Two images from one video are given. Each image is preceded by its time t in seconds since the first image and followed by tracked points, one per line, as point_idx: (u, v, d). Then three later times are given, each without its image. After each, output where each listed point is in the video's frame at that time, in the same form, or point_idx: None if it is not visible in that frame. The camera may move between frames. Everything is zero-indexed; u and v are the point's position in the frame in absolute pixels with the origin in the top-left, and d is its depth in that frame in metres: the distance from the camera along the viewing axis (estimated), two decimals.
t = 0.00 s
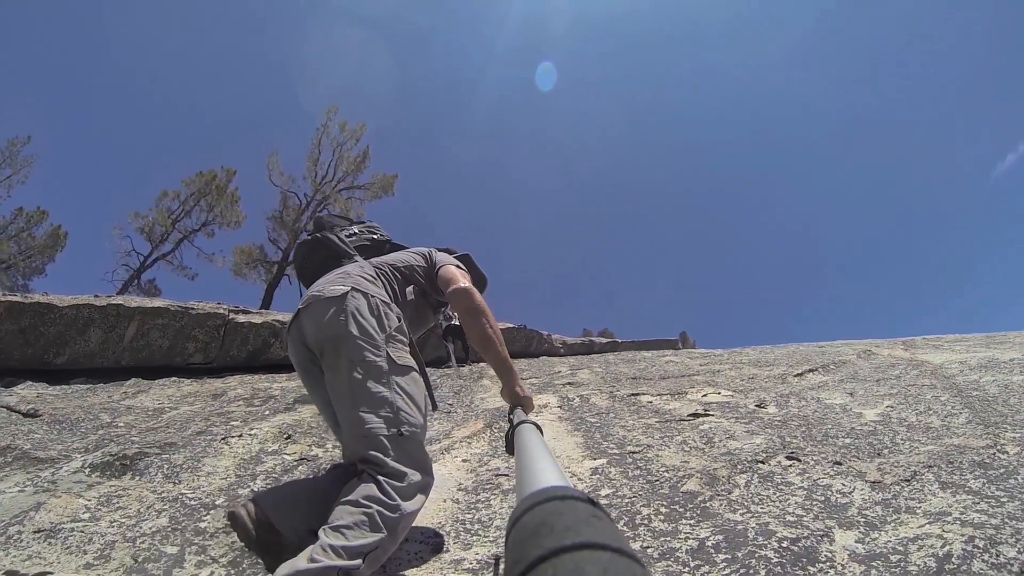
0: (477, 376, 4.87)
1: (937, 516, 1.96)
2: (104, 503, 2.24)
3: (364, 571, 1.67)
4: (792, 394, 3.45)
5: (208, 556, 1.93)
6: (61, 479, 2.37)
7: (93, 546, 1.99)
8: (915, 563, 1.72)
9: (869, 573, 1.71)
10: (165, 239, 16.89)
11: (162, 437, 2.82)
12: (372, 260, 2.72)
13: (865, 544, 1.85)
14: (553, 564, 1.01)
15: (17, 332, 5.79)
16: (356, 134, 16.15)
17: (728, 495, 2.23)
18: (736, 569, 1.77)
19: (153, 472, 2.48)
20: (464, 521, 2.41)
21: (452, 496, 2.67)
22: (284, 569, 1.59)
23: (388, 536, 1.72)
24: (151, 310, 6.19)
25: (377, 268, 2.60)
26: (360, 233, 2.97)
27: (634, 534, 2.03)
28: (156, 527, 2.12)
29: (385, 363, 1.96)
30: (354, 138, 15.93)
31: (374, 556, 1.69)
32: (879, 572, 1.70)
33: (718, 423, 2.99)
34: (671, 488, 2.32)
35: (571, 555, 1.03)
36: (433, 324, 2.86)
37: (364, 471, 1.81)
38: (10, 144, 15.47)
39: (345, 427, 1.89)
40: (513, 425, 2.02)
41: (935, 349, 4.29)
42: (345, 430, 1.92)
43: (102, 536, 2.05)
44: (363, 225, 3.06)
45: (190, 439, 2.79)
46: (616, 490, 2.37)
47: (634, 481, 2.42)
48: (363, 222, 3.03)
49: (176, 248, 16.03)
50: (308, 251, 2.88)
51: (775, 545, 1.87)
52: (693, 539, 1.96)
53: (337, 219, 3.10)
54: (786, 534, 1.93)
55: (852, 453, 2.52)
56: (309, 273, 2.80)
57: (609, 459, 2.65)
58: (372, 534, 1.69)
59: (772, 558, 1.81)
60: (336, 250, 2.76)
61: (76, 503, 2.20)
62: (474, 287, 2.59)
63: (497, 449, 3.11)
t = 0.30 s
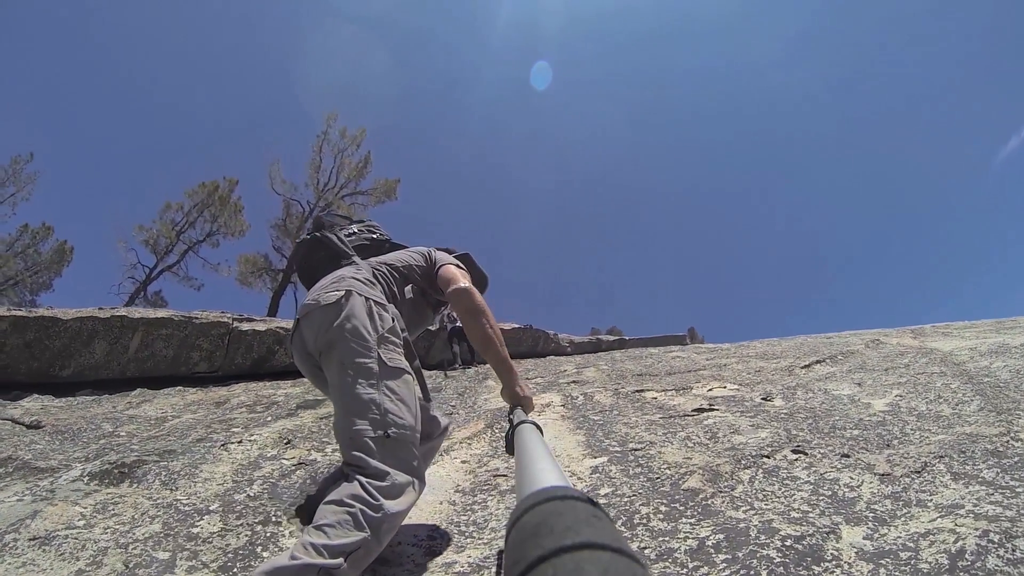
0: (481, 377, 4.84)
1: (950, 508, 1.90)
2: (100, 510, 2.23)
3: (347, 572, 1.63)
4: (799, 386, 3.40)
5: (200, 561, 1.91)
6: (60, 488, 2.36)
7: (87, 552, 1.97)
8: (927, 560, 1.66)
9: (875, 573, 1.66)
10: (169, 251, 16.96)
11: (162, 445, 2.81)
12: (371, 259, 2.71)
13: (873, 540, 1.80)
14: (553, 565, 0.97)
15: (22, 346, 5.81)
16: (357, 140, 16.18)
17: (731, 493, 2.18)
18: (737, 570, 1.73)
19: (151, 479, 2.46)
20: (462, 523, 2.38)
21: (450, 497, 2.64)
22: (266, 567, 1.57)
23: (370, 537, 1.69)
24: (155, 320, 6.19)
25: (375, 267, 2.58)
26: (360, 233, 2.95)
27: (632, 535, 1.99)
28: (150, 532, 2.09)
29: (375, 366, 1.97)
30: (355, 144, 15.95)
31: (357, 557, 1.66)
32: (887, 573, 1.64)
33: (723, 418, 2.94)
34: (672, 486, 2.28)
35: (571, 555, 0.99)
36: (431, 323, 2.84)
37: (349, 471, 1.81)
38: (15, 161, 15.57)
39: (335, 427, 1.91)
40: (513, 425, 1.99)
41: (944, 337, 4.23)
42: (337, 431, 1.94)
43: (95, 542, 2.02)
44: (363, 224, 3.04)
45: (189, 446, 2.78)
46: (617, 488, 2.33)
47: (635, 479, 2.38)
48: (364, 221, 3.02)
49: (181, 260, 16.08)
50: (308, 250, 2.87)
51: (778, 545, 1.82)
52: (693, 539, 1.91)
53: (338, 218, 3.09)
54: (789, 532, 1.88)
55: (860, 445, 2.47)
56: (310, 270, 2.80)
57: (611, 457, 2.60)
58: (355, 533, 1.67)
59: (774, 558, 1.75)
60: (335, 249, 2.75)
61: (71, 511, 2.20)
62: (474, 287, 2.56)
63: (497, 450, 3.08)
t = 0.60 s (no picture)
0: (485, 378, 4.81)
1: (956, 511, 1.86)
2: (95, 508, 2.24)
3: (334, 562, 1.62)
4: (804, 384, 3.36)
5: (190, 559, 1.91)
6: (58, 487, 2.37)
7: (79, 549, 1.99)
8: (931, 565, 1.63)
9: None
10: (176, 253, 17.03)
11: (161, 444, 2.81)
12: (371, 258, 2.69)
13: (876, 544, 1.77)
14: (555, 564, 0.95)
15: (27, 348, 5.83)
16: (361, 142, 16.19)
17: (731, 493, 2.15)
18: (734, 572, 1.70)
19: (148, 478, 2.46)
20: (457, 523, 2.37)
21: (446, 497, 2.63)
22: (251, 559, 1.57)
23: (361, 526, 1.68)
24: (160, 322, 6.21)
25: (375, 266, 2.56)
26: (362, 231, 2.94)
27: (627, 538, 1.96)
28: (142, 529, 2.11)
29: (374, 363, 1.96)
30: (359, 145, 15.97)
31: (344, 546, 1.65)
32: None
33: (726, 417, 2.91)
34: (670, 486, 2.25)
35: (570, 555, 0.96)
36: (432, 322, 2.82)
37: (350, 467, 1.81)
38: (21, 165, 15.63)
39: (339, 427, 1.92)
40: (513, 426, 1.97)
41: (953, 334, 4.18)
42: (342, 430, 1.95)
43: (88, 539, 2.04)
44: (365, 222, 3.03)
45: (188, 445, 2.77)
46: (614, 489, 2.30)
47: (632, 479, 2.35)
48: (365, 220, 3.00)
49: (187, 262, 16.14)
50: (309, 248, 2.86)
51: (776, 548, 1.78)
52: (688, 542, 1.88)
53: (339, 216, 3.07)
54: (789, 534, 1.85)
55: (865, 444, 2.43)
56: (312, 270, 2.80)
57: (610, 457, 2.58)
58: (344, 523, 1.66)
59: (771, 562, 1.72)
60: (335, 248, 2.73)
61: (66, 509, 2.21)
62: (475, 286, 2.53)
63: (496, 449, 3.06)
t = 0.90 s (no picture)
0: (487, 379, 4.79)
1: (961, 518, 1.82)
2: (87, 502, 2.24)
3: (326, 542, 1.63)
4: (808, 386, 3.31)
5: (177, 553, 1.90)
6: (53, 480, 2.37)
7: (68, 541, 1.98)
8: (932, 574, 1.58)
9: None
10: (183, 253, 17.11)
11: (159, 441, 2.80)
12: (373, 257, 2.67)
13: (877, 552, 1.73)
14: (554, 565, 0.93)
15: (32, 345, 5.86)
16: (368, 142, 16.23)
17: (728, 497, 2.12)
18: None
19: (143, 473, 2.46)
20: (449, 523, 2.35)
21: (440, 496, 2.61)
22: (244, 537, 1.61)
23: (355, 509, 1.69)
24: (164, 320, 6.22)
25: (376, 266, 2.54)
26: (364, 229, 2.92)
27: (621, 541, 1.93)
28: (132, 523, 2.10)
29: (373, 357, 1.94)
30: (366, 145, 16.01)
31: (340, 527, 1.66)
32: None
33: (727, 419, 2.87)
34: (666, 489, 2.21)
35: (571, 555, 0.94)
36: (434, 321, 2.80)
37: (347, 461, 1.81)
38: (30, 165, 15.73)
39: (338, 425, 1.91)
40: (513, 426, 1.94)
41: (961, 337, 4.12)
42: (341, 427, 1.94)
43: (78, 532, 2.04)
44: (367, 220, 3.01)
45: (184, 442, 2.77)
46: (610, 491, 2.27)
47: (629, 482, 2.32)
48: (368, 218, 2.99)
49: (194, 262, 16.20)
50: (311, 245, 2.84)
51: (771, 556, 1.74)
52: (680, 547, 1.84)
53: (341, 213, 3.06)
54: (786, 541, 1.81)
55: (868, 448, 2.39)
56: (314, 268, 2.78)
57: (607, 459, 2.55)
58: (338, 505, 1.67)
59: (766, 570, 1.68)
60: (337, 247, 2.72)
61: (58, 502, 2.21)
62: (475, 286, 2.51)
63: (493, 449, 3.03)
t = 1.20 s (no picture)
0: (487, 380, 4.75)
1: (965, 530, 1.77)
2: (76, 493, 2.22)
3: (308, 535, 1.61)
4: (811, 391, 3.27)
5: (160, 547, 1.90)
6: (44, 472, 2.35)
7: (53, 532, 1.97)
8: None
9: None
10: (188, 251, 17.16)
11: (152, 435, 2.79)
12: (374, 256, 2.65)
13: (878, 564, 1.68)
14: (555, 565, 0.90)
15: (35, 340, 5.87)
16: (375, 142, 16.24)
17: (722, 504, 2.08)
18: None
19: (134, 466, 2.44)
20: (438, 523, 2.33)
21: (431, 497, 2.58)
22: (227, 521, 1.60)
23: (340, 506, 1.67)
24: (166, 316, 6.22)
25: (377, 267, 2.52)
26: (366, 227, 2.90)
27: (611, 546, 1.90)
28: (118, 516, 2.09)
29: (369, 355, 1.91)
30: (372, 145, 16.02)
31: (323, 521, 1.64)
32: None
33: (727, 423, 2.83)
34: (659, 494, 2.18)
35: (571, 554, 0.91)
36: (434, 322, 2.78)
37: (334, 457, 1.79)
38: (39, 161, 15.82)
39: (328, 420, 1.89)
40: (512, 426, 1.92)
41: (968, 343, 4.06)
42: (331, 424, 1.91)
43: (64, 523, 2.02)
44: (369, 218, 2.99)
45: (177, 437, 2.75)
46: (603, 494, 2.24)
47: (622, 486, 2.28)
48: (369, 216, 2.97)
49: (200, 260, 16.25)
50: (312, 244, 2.82)
51: (763, 566, 1.70)
52: (669, 555, 1.81)
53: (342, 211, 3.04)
54: (780, 551, 1.77)
55: (869, 455, 2.35)
56: (315, 268, 2.76)
57: (602, 462, 2.51)
58: (323, 498, 1.65)
59: None
60: (339, 246, 2.69)
61: (47, 493, 2.20)
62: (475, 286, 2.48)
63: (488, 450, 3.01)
